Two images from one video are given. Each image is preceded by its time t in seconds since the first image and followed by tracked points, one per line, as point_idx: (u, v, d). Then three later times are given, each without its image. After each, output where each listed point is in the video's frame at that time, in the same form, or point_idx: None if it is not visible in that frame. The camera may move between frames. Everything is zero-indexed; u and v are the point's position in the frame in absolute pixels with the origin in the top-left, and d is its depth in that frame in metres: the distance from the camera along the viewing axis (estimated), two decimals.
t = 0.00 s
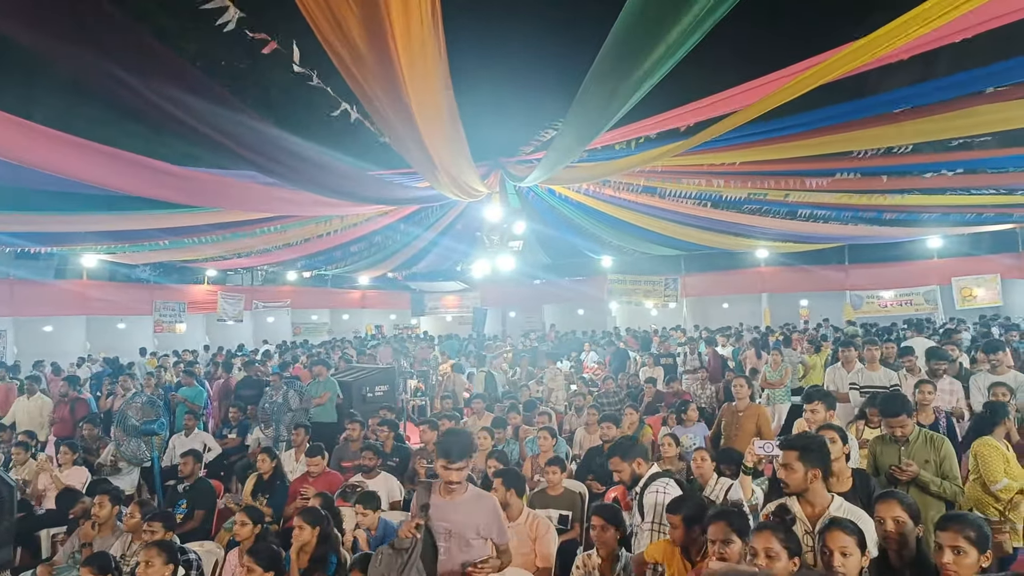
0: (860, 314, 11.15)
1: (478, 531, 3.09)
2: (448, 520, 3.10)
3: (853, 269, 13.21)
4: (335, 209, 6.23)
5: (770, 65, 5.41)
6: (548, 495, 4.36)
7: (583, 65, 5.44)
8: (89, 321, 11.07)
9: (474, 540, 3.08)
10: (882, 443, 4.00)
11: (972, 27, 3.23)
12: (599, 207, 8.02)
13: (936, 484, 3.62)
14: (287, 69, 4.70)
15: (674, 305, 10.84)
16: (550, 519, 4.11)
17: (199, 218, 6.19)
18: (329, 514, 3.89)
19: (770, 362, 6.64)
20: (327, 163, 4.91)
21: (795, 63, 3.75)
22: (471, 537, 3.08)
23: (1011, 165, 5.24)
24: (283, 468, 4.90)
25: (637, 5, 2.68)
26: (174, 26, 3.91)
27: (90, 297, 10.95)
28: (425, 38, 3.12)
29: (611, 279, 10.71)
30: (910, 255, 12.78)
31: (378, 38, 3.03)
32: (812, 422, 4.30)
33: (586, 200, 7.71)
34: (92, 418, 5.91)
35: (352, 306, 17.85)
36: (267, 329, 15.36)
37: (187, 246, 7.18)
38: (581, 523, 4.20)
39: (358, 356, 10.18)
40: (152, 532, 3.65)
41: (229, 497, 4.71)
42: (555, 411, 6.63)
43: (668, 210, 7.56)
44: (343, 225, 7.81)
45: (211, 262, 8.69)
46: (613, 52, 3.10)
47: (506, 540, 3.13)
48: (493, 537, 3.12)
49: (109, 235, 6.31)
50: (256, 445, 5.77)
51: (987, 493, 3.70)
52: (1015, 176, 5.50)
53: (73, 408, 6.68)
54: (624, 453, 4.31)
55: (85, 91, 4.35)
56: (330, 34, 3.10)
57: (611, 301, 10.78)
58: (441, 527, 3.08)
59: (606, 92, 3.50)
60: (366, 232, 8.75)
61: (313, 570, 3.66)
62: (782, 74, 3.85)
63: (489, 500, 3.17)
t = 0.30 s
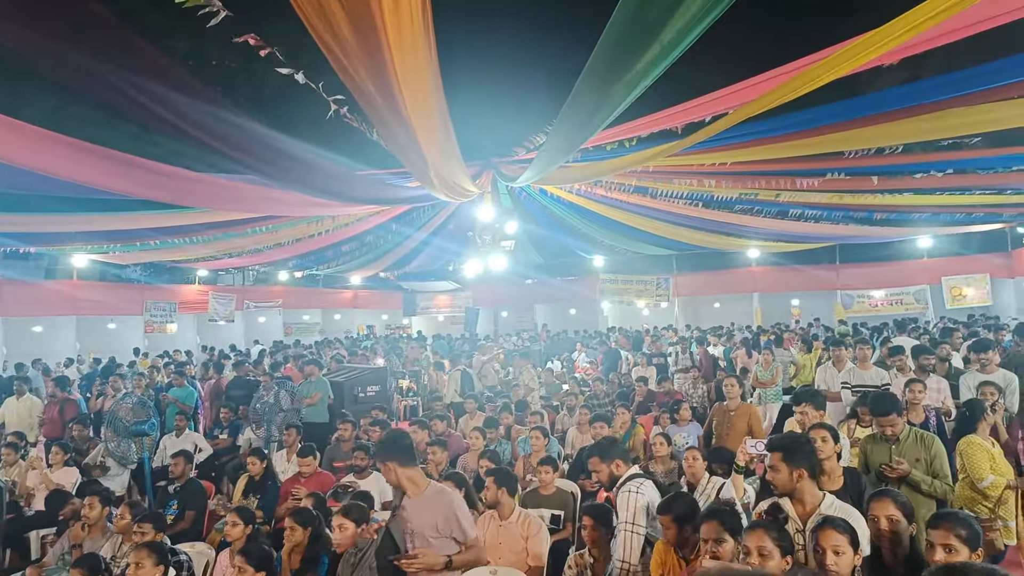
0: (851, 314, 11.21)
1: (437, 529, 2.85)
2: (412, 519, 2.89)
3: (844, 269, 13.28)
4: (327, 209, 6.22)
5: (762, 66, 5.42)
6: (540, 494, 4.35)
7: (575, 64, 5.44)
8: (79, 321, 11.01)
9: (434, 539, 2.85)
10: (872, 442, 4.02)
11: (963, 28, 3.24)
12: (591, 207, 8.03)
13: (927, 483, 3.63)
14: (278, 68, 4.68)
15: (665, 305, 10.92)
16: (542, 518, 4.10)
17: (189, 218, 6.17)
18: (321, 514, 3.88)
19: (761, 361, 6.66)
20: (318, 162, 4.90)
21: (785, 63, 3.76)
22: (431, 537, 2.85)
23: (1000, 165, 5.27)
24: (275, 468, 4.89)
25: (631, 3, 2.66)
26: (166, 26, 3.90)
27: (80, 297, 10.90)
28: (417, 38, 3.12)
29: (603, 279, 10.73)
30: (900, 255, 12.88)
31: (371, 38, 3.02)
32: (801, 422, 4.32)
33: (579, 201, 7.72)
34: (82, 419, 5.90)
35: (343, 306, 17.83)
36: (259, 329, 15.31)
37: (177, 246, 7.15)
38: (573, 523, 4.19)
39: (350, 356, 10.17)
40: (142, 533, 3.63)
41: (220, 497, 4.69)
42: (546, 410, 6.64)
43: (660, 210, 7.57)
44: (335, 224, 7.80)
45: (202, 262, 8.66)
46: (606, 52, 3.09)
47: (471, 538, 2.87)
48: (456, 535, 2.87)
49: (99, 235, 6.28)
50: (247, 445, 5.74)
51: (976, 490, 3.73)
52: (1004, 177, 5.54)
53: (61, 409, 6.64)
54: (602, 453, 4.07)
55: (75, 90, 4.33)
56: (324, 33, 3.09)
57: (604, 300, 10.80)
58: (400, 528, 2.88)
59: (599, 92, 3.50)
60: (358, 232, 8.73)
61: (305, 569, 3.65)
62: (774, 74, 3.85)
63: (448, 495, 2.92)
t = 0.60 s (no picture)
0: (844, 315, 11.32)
1: (402, 533, 3.03)
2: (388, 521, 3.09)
3: (838, 269, 13.35)
4: (322, 209, 6.21)
5: (757, 66, 5.44)
6: (536, 494, 4.35)
7: (571, 65, 5.43)
8: (72, 322, 10.95)
9: (400, 544, 3.03)
10: (867, 441, 4.03)
11: (958, 30, 3.26)
12: (587, 207, 8.03)
13: (920, 482, 3.65)
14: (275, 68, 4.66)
15: (660, 304, 10.92)
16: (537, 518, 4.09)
17: (182, 218, 6.15)
18: (315, 514, 3.86)
19: (755, 361, 6.69)
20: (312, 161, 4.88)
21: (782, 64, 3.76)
22: (399, 541, 3.04)
23: (993, 165, 5.30)
24: (269, 468, 4.89)
25: (630, 4, 2.64)
26: (160, 26, 3.88)
27: (73, 298, 10.86)
28: (411, 37, 3.11)
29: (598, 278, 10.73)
30: (893, 255, 12.97)
31: (366, 39, 3.02)
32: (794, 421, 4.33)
33: (574, 201, 7.72)
34: (75, 420, 5.90)
35: (338, 306, 17.81)
36: (253, 329, 15.27)
37: (170, 246, 7.13)
38: (568, 522, 4.19)
39: (345, 357, 10.17)
40: (136, 534, 3.61)
41: (215, 498, 4.69)
42: (541, 410, 6.65)
43: (655, 209, 7.58)
44: (329, 224, 7.79)
45: (195, 262, 8.63)
46: (602, 54, 3.08)
47: (428, 547, 2.95)
48: (419, 543, 3.00)
49: (92, 235, 6.25)
50: (242, 445, 5.74)
51: (964, 490, 3.78)
52: (997, 177, 5.56)
53: (53, 410, 6.62)
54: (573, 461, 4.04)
55: (69, 90, 4.30)
56: (319, 34, 3.10)
57: (599, 300, 10.81)
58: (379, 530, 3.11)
59: (595, 94, 3.49)
60: (352, 231, 8.72)
61: (299, 570, 3.65)
62: (770, 75, 3.85)
63: (415, 501, 3.06)
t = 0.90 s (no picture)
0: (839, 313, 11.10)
1: (395, 552, 2.66)
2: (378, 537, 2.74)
3: (833, 268, 13.39)
4: (318, 209, 6.21)
5: (753, 67, 5.45)
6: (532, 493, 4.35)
7: (568, 65, 5.43)
8: (67, 321, 10.91)
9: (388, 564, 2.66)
10: (863, 440, 4.05)
11: (959, 32, 3.25)
12: (584, 207, 8.04)
13: (916, 480, 3.64)
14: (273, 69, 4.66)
15: (656, 303, 10.95)
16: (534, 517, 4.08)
17: (178, 218, 6.15)
18: (311, 514, 3.86)
19: (750, 361, 6.71)
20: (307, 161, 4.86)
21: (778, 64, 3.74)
22: (389, 562, 2.67)
23: (987, 165, 5.32)
24: (265, 468, 4.88)
25: (631, 4, 2.62)
26: (157, 26, 3.86)
27: (68, 298, 10.83)
28: (407, 37, 3.10)
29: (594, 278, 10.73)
30: (889, 254, 13.02)
31: (361, 39, 3.01)
32: (789, 420, 4.33)
33: (571, 200, 7.74)
34: (71, 419, 5.88)
35: (334, 305, 17.78)
36: (248, 329, 15.25)
37: (165, 246, 7.12)
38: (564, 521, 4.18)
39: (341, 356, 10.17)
40: (132, 534, 3.61)
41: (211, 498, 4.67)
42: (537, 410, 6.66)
43: (652, 209, 7.58)
44: (325, 224, 7.80)
45: (190, 262, 8.62)
46: (601, 55, 3.07)
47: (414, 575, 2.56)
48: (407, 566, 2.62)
49: (86, 235, 6.24)
50: (238, 445, 5.75)
51: (958, 488, 3.80)
52: (991, 177, 5.58)
53: (47, 410, 6.60)
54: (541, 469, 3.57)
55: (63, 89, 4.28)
56: (315, 34, 3.09)
57: (595, 300, 10.83)
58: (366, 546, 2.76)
59: (593, 96, 3.48)
60: (348, 231, 8.70)
61: (295, 570, 3.65)
62: (768, 75, 3.83)
63: (412, 519, 2.70)
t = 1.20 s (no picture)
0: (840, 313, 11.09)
1: (372, 561, 2.64)
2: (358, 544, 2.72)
3: (834, 268, 13.41)
4: (319, 209, 6.22)
5: (753, 67, 5.45)
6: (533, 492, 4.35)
7: (568, 65, 5.43)
8: (68, 321, 10.92)
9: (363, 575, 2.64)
10: (863, 439, 4.07)
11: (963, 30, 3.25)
12: (584, 207, 8.05)
13: (917, 479, 3.64)
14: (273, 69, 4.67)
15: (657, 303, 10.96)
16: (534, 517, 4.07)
17: (178, 219, 6.16)
18: (312, 513, 3.86)
19: (750, 360, 6.73)
20: (307, 160, 4.87)
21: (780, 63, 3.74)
22: (366, 569, 2.65)
23: (988, 164, 5.32)
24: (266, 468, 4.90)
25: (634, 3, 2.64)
26: (156, 26, 3.86)
27: (69, 298, 10.84)
28: (409, 38, 3.11)
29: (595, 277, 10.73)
30: (889, 253, 13.02)
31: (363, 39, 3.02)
32: (788, 419, 4.33)
33: (571, 200, 7.74)
34: (72, 419, 5.91)
35: (335, 305, 17.78)
36: (249, 329, 15.27)
37: (166, 246, 7.13)
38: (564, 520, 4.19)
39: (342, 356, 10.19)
40: (132, 534, 3.60)
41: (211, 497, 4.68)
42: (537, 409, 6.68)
43: (652, 208, 7.58)
44: (326, 224, 7.81)
45: (191, 262, 8.65)
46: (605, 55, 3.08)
47: None
48: None
49: (87, 236, 6.26)
50: (239, 444, 5.76)
51: (959, 487, 3.79)
52: (991, 177, 5.59)
53: (48, 410, 6.62)
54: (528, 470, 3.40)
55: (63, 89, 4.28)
56: (316, 35, 3.09)
57: (596, 299, 10.83)
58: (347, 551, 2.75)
59: (596, 96, 3.48)
60: (349, 231, 8.72)
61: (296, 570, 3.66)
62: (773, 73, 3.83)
63: (392, 529, 2.67)
